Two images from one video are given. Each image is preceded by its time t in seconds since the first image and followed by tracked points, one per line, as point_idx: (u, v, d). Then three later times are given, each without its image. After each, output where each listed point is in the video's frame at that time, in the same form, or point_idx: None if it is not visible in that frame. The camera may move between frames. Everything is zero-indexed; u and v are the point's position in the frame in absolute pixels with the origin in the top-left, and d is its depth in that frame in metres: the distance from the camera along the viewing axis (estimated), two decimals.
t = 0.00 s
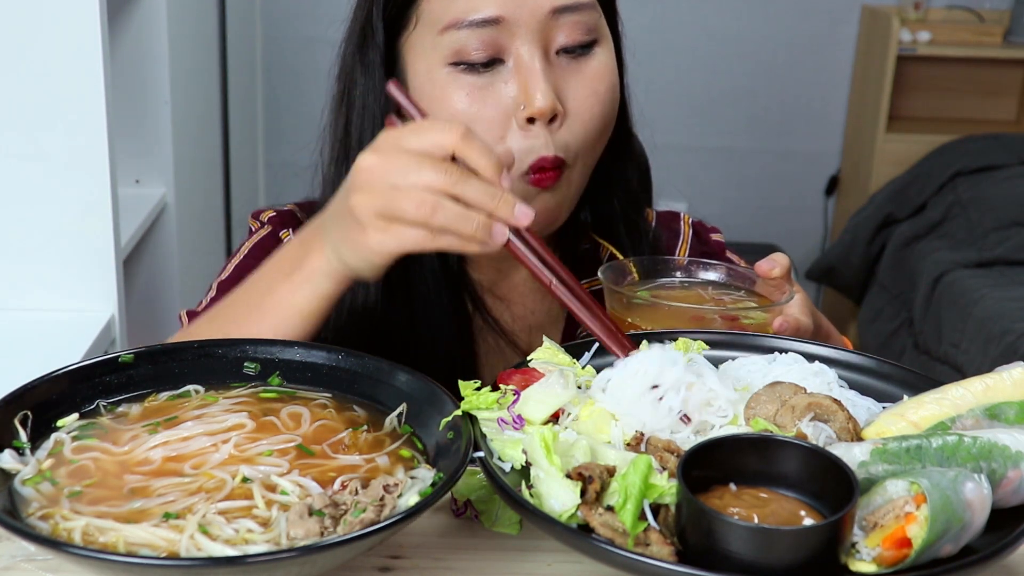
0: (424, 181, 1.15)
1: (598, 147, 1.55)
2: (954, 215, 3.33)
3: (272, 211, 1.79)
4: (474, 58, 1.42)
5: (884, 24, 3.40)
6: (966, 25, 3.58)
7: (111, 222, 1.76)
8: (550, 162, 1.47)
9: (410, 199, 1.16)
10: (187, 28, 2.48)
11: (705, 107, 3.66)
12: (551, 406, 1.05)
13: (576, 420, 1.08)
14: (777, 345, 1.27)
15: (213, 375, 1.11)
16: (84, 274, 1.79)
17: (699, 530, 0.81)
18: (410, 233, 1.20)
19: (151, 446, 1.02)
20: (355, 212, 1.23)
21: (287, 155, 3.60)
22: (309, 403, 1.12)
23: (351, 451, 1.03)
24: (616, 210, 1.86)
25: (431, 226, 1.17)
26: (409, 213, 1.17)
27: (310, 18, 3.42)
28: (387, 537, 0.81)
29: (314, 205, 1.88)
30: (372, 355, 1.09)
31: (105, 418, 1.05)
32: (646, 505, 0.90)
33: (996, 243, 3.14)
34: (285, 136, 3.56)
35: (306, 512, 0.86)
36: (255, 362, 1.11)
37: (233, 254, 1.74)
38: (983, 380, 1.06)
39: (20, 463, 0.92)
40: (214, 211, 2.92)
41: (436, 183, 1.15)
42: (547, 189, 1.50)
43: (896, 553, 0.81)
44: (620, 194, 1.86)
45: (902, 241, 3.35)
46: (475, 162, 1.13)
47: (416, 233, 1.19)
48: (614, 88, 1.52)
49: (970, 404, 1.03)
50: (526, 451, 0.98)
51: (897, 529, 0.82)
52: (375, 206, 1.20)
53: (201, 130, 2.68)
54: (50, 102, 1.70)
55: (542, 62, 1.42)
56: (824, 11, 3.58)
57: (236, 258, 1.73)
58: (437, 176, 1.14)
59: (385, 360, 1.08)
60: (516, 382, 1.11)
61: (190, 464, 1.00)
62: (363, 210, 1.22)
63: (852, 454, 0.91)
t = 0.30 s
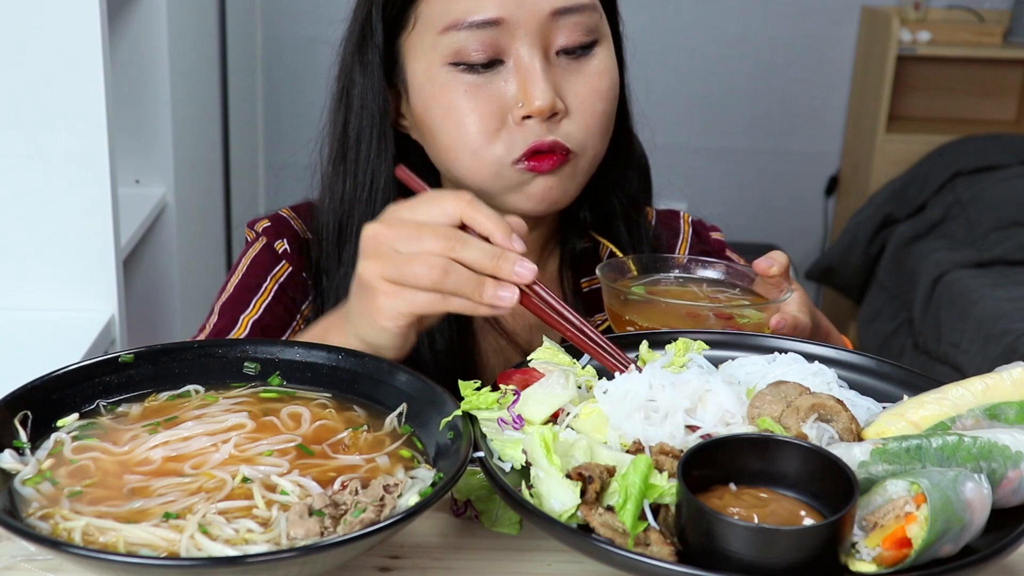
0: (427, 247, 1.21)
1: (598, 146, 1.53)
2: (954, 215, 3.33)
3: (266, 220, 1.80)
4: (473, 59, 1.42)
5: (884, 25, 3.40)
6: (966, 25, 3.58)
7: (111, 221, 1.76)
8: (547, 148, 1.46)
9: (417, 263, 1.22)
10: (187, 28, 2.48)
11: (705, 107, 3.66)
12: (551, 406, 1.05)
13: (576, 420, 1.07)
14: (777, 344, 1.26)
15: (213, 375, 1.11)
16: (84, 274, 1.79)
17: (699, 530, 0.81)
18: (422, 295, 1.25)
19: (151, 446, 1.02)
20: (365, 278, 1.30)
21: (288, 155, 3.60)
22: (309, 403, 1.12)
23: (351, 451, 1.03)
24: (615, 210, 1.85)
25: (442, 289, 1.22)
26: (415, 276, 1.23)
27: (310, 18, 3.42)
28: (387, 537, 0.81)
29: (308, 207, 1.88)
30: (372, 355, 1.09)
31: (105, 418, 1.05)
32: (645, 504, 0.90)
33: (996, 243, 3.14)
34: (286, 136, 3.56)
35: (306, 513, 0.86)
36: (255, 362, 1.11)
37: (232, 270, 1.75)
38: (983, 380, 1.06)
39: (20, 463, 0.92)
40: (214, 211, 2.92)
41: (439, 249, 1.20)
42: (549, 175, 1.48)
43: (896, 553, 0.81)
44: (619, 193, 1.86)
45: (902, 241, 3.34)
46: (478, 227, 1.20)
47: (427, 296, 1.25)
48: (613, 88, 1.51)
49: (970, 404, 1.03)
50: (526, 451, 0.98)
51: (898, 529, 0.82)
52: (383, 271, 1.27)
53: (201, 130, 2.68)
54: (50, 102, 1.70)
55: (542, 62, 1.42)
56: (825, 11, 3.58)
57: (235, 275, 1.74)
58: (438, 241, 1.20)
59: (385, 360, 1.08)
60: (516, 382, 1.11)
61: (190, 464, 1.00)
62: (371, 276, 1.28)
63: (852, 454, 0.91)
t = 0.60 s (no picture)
0: (422, 269, 1.22)
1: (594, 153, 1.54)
2: (954, 215, 3.32)
3: (265, 226, 1.79)
4: (471, 60, 1.42)
5: (884, 25, 3.40)
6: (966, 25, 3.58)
7: (111, 221, 1.76)
8: (546, 163, 1.47)
9: (421, 286, 1.23)
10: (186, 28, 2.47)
11: (705, 107, 3.66)
12: (551, 406, 1.05)
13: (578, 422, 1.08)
14: (777, 345, 1.27)
15: (213, 375, 1.11)
16: (85, 274, 1.79)
17: (699, 530, 0.81)
18: (436, 316, 1.25)
19: (151, 446, 1.02)
20: (375, 315, 1.30)
21: (288, 155, 3.60)
22: (309, 403, 1.12)
23: (351, 451, 1.03)
24: (615, 210, 1.86)
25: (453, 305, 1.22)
26: (422, 298, 1.23)
27: (310, 18, 3.42)
28: (387, 538, 0.81)
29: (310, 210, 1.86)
30: (372, 355, 1.09)
31: (105, 418, 1.05)
32: (645, 504, 0.90)
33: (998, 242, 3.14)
34: (286, 136, 3.56)
35: (306, 513, 0.86)
36: (255, 362, 1.12)
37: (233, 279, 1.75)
38: (983, 380, 1.06)
39: (20, 463, 0.92)
40: (214, 211, 2.92)
41: (436, 267, 1.21)
42: (545, 191, 1.50)
43: (896, 553, 0.81)
44: (619, 194, 1.85)
45: (903, 241, 3.34)
46: (469, 239, 1.23)
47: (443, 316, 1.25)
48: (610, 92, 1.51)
49: (970, 404, 1.03)
50: (526, 451, 0.98)
51: (898, 530, 0.82)
52: (390, 303, 1.27)
53: (201, 129, 2.68)
54: (51, 101, 1.70)
55: (540, 65, 1.42)
56: (824, 11, 3.58)
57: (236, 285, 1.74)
58: (433, 262, 1.22)
59: (385, 360, 1.08)
60: (516, 382, 1.11)
61: (190, 464, 1.00)
62: (381, 311, 1.28)
63: (852, 454, 0.92)
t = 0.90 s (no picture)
0: (410, 217, 1.49)
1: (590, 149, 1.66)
2: (955, 215, 3.09)
3: (267, 225, 1.79)
4: (472, 61, 1.49)
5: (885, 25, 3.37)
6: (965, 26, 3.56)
7: (111, 221, 1.76)
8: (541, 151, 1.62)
9: (415, 233, 1.50)
10: None
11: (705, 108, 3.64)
12: (551, 406, 1.05)
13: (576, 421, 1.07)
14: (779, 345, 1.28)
15: (214, 375, 1.11)
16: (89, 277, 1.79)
17: (699, 530, 0.81)
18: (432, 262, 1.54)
19: (151, 446, 1.02)
20: (374, 274, 1.53)
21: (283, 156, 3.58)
22: (309, 403, 1.12)
23: (351, 451, 1.03)
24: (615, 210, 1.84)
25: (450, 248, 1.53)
26: (418, 244, 1.51)
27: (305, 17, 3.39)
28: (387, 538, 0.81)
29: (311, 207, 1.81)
30: (372, 355, 1.10)
31: (105, 418, 1.05)
32: (645, 505, 0.90)
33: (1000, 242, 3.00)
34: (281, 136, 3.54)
35: (306, 512, 0.86)
36: (255, 362, 1.12)
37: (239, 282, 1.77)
38: (983, 380, 1.06)
39: (20, 463, 0.92)
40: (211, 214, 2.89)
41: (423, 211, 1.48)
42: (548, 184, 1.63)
43: (897, 553, 0.81)
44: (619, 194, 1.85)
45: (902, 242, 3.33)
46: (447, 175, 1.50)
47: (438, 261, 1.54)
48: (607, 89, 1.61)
49: (970, 404, 1.03)
50: (526, 451, 0.98)
51: (898, 530, 0.82)
52: (388, 258, 1.52)
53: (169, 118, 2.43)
54: (52, 103, 1.69)
55: (539, 65, 1.51)
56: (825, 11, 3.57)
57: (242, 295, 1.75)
58: (420, 206, 1.48)
59: (385, 360, 1.08)
60: (516, 382, 1.11)
61: (190, 464, 1.00)
62: (380, 269, 1.52)
63: (852, 454, 0.92)
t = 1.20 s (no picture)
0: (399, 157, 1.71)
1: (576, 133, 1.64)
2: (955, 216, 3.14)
3: (271, 218, 1.93)
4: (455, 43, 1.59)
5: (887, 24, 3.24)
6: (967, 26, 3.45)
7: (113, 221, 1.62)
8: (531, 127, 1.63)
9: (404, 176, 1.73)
10: None
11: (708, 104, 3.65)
12: (551, 406, 1.05)
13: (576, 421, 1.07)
14: (779, 344, 1.28)
15: (214, 375, 1.11)
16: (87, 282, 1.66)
17: (699, 529, 0.81)
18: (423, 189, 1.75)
19: (151, 446, 1.02)
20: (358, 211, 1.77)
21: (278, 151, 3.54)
22: (309, 403, 1.12)
23: (351, 451, 1.03)
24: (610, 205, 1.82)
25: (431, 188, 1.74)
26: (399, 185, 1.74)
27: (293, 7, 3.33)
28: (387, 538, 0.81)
29: (314, 205, 1.91)
30: (372, 355, 1.09)
31: (105, 418, 1.05)
32: (646, 504, 0.90)
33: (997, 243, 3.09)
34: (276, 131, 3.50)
35: (306, 513, 0.86)
36: (255, 362, 1.12)
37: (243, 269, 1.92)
38: (983, 380, 1.06)
39: (20, 463, 0.92)
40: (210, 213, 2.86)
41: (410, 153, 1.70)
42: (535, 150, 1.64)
43: (897, 553, 0.81)
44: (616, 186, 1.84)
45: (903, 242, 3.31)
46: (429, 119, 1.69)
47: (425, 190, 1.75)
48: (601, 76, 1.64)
49: (970, 404, 1.03)
50: (526, 451, 0.97)
51: (898, 529, 0.82)
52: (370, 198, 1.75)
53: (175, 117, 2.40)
54: (49, 99, 1.54)
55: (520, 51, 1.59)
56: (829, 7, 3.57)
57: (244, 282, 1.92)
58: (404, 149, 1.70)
59: (385, 360, 1.08)
60: (516, 382, 1.11)
61: (189, 464, 1.00)
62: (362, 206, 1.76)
63: (852, 454, 0.92)
